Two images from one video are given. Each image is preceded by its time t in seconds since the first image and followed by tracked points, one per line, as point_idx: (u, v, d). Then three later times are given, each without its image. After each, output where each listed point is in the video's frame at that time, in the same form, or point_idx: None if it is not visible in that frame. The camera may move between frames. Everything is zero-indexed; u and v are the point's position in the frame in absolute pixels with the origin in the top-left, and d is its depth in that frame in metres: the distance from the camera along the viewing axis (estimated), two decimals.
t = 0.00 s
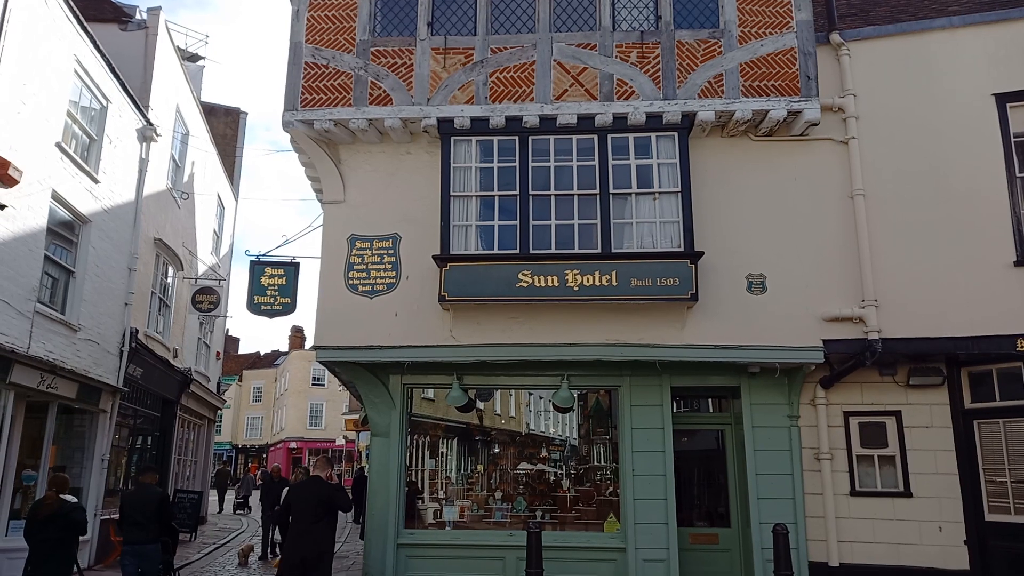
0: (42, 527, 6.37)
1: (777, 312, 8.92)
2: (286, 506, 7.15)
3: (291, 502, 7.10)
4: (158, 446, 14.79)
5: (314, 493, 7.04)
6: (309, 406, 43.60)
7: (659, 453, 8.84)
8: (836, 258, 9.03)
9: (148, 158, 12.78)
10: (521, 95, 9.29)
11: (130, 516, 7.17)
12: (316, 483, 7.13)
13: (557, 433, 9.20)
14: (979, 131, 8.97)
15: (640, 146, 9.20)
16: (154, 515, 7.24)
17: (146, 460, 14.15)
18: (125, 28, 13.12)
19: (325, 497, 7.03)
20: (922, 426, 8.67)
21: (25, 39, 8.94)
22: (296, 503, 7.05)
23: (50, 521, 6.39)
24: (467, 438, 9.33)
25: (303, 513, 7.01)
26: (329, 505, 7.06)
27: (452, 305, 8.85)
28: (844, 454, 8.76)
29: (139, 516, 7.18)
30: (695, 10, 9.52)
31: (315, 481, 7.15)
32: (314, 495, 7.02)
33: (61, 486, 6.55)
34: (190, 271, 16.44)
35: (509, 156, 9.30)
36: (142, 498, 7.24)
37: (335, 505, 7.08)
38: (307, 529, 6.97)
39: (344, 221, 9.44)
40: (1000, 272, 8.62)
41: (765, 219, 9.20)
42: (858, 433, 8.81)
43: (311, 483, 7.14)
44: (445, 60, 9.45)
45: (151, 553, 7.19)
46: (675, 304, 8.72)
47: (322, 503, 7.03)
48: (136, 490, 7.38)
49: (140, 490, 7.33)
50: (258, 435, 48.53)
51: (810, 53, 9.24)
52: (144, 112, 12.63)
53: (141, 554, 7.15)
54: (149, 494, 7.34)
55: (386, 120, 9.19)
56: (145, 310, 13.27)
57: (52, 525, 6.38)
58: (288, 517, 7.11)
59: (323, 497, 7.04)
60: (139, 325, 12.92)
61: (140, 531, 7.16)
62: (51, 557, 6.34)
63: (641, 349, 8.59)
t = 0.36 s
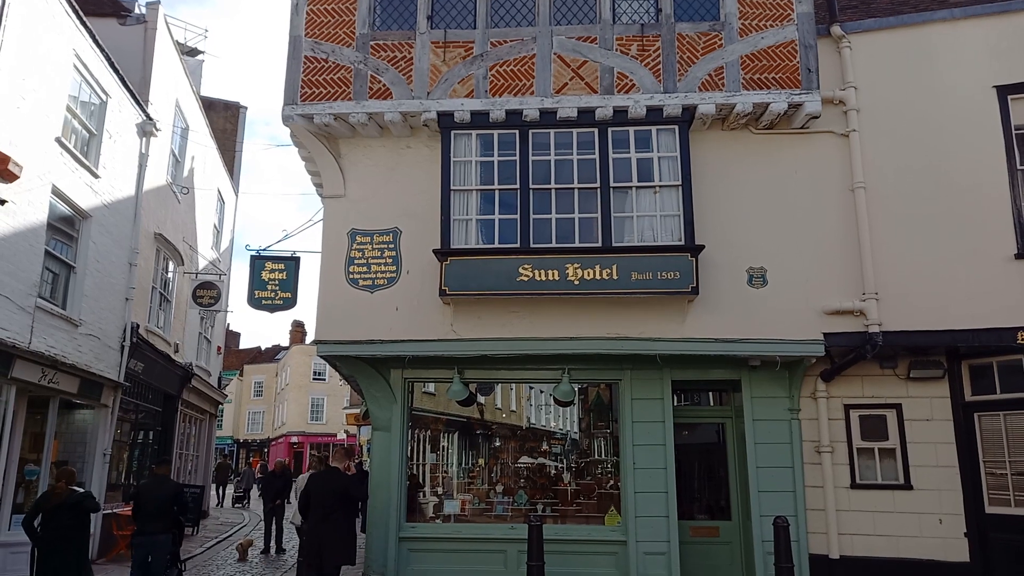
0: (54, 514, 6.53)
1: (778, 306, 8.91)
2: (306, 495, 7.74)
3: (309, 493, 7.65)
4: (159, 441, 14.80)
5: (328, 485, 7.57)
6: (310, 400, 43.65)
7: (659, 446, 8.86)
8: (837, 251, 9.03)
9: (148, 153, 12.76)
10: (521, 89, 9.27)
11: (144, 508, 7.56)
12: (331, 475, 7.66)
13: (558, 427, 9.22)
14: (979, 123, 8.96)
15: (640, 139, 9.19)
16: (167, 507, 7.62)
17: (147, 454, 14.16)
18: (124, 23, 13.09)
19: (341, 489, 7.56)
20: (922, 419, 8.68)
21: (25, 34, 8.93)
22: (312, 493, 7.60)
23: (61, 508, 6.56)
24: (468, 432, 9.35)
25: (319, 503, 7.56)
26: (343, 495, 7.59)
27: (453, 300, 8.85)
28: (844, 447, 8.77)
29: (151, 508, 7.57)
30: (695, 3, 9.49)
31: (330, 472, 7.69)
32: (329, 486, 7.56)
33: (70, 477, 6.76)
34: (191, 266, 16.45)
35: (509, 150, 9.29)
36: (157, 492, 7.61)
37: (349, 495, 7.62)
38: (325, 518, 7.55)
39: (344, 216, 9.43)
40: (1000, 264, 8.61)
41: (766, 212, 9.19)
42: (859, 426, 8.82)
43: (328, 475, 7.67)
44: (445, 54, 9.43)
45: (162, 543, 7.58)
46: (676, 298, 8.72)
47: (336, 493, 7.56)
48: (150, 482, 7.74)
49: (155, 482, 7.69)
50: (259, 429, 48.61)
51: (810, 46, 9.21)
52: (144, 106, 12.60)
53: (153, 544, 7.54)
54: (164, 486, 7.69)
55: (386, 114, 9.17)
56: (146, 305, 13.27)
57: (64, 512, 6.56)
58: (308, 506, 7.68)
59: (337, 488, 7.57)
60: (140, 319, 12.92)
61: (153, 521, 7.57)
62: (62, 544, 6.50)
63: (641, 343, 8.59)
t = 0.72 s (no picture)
0: (67, 506, 7.00)
1: (779, 296, 8.91)
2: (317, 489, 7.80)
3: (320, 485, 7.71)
4: (160, 432, 14.81)
5: (337, 476, 7.65)
6: (311, 391, 43.72)
7: (660, 437, 8.87)
8: (839, 241, 9.01)
9: (148, 144, 12.73)
10: (522, 79, 9.23)
11: (151, 497, 7.61)
12: (339, 467, 7.72)
13: (559, 418, 9.23)
14: (982, 113, 8.92)
15: (641, 129, 9.16)
16: (172, 497, 7.66)
17: (149, 445, 14.18)
18: (124, 12, 13.03)
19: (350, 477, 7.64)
20: (922, 409, 8.69)
21: (25, 24, 8.90)
22: (322, 487, 7.66)
23: (74, 499, 7.03)
24: (468, 422, 9.37)
25: (330, 497, 7.58)
26: (353, 484, 7.68)
27: (453, 290, 8.85)
28: (844, 437, 8.78)
29: (159, 497, 7.62)
30: None
31: (336, 463, 7.77)
32: (337, 476, 7.64)
33: (81, 469, 7.16)
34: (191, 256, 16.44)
35: (510, 140, 9.27)
36: (164, 482, 7.67)
37: (359, 484, 7.69)
38: (339, 507, 7.54)
39: (345, 206, 9.42)
40: (1002, 255, 8.60)
41: (767, 202, 9.17)
42: (859, 416, 8.83)
43: (337, 467, 7.73)
44: (446, 43, 9.39)
45: (169, 532, 7.63)
46: (677, 288, 8.71)
47: (345, 483, 7.63)
48: (155, 473, 7.80)
49: (161, 473, 7.75)
50: (261, 420, 48.73)
51: (813, 35, 9.16)
52: (144, 96, 12.56)
53: (159, 533, 7.59)
54: (170, 477, 7.74)
55: (386, 104, 9.14)
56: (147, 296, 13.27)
57: (77, 503, 7.04)
58: (320, 501, 7.71)
59: (345, 478, 7.64)
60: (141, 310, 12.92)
61: (160, 511, 7.62)
62: (74, 532, 7.00)
63: (642, 334, 8.59)
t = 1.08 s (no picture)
0: (77, 498, 7.26)
1: (779, 289, 8.91)
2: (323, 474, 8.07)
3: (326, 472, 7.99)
4: (160, 425, 14.83)
5: (340, 465, 7.87)
6: (311, 384, 43.76)
7: (659, 430, 8.88)
8: (839, 235, 9.00)
9: (147, 137, 12.69)
10: (522, 71, 9.21)
11: (150, 488, 7.64)
12: (342, 454, 7.93)
13: (558, 411, 9.26)
14: (982, 105, 8.91)
15: (641, 122, 9.14)
16: (171, 487, 7.71)
17: (149, 438, 14.19)
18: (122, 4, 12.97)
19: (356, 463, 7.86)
20: (922, 402, 8.70)
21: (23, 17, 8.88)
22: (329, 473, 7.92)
23: (84, 491, 7.30)
24: (468, 415, 9.38)
25: (338, 480, 7.87)
26: (357, 470, 7.88)
27: (453, 283, 8.85)
28: (844, 430, 8.79)
29: (157, 487, 7.66)
30: None
31: (341, 452, 7.96)
32: (342, 465, 7.86)
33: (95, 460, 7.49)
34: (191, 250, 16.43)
35: (509, 132, 9.25)
36: (162, 472, 7.73)
37: (362, 470, 7.88)
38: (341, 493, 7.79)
39: (344, 199, 9.41)
40: (1002, 248, 8.59)
41: (767, 195, 9.15)
42: (859, 409, 8.84)
43: (340, 454, 7.96)
44: (445, 35, 9.35)
45: (168, 522, 7.66)
46: (676, 281, 8.71)
47: (349, 471, 7.85)
48: (153, 465, 7.84)
49: (159, 464, 7.80)
50: (261, 413, 48.79)
51: (813, 27, 9.13)
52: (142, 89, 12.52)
53: (159, 522, 7.63)
54: (168, 468, 7.80)
55: (386, 97, 9.12)
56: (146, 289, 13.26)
57: (85, 495, 7.30)
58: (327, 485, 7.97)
59: (349, 467, 7.85)
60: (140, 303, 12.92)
61: (158, 501, 7.65)
62: (79, 524, 7.24)
63: (642, 327, 8.59)
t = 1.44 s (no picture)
0: (86, 486, 7.34)
1: (780, 278, 8.89)
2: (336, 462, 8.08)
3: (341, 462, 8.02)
4: (163, 416, 14.87)
5: (355, 454, 7.98)
6: (313, 375, 43.86)
7: (661, 420, 8.89)
8: (841, 224, 8.98)
9: (147, 128, 12.66)
10: (522, 61, 9.17)
11: (154, 478, 7.69)
12: (354, 447, 8.04)
13: (560, 402, 9.26)
14: (986, 94, 8.86)
15: (642, 112, 9.11)
16: (176, 477, 7.76)
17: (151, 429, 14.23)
18: None
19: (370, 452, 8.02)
20: (923, 392, 8.70)
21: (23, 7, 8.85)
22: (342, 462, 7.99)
23: (93, 480, 7.38)
24: (470, 406, 9.39)
25: (353, 471, 7.95)
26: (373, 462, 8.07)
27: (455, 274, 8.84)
28: (845, 420, 8.80)
29: (161, 478, 7.70)
30: None
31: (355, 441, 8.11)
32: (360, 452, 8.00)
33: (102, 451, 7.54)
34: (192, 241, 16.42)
35: (510, 123, 9.22)
36: (166, 462, 7.77)
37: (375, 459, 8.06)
38: (352, 480, 7.90)
39: (345, 190, 9.39)
40: (1004, 237, 8.57)
41: (769, 184, 9.13)
42: (860, 399, 8.84)
43: (352, 445, 8.08)
44: (445, 25, 9.31)
45: (171, 511, 7.71)
46: (677, 271, 8.70)
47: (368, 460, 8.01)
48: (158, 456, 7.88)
49: (164, 454, 7.84)
50: (264, 404, 48.94)
51: (815, 16, 9.08)
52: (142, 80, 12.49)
53: (165, 512, 7.67)
54: (172, 459, 7.84)
55: (386, 87, 9.09)
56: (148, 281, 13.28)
57: (94, 484, 7.38)
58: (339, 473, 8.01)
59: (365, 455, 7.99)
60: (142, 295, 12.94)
61: (162, 490, 7.68)
62: (87, 513, 7.29)
63: (643, 318, 8.59)
